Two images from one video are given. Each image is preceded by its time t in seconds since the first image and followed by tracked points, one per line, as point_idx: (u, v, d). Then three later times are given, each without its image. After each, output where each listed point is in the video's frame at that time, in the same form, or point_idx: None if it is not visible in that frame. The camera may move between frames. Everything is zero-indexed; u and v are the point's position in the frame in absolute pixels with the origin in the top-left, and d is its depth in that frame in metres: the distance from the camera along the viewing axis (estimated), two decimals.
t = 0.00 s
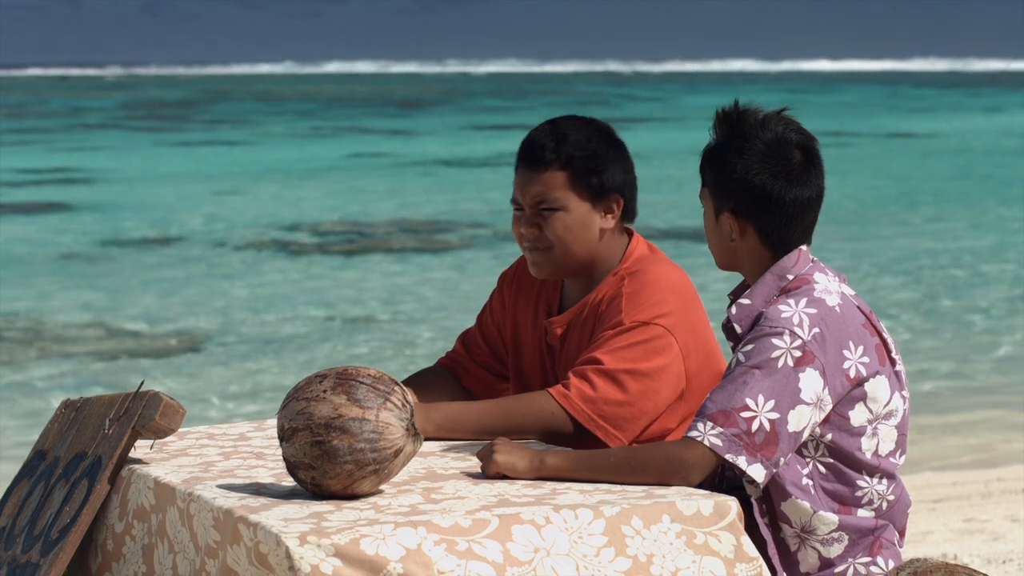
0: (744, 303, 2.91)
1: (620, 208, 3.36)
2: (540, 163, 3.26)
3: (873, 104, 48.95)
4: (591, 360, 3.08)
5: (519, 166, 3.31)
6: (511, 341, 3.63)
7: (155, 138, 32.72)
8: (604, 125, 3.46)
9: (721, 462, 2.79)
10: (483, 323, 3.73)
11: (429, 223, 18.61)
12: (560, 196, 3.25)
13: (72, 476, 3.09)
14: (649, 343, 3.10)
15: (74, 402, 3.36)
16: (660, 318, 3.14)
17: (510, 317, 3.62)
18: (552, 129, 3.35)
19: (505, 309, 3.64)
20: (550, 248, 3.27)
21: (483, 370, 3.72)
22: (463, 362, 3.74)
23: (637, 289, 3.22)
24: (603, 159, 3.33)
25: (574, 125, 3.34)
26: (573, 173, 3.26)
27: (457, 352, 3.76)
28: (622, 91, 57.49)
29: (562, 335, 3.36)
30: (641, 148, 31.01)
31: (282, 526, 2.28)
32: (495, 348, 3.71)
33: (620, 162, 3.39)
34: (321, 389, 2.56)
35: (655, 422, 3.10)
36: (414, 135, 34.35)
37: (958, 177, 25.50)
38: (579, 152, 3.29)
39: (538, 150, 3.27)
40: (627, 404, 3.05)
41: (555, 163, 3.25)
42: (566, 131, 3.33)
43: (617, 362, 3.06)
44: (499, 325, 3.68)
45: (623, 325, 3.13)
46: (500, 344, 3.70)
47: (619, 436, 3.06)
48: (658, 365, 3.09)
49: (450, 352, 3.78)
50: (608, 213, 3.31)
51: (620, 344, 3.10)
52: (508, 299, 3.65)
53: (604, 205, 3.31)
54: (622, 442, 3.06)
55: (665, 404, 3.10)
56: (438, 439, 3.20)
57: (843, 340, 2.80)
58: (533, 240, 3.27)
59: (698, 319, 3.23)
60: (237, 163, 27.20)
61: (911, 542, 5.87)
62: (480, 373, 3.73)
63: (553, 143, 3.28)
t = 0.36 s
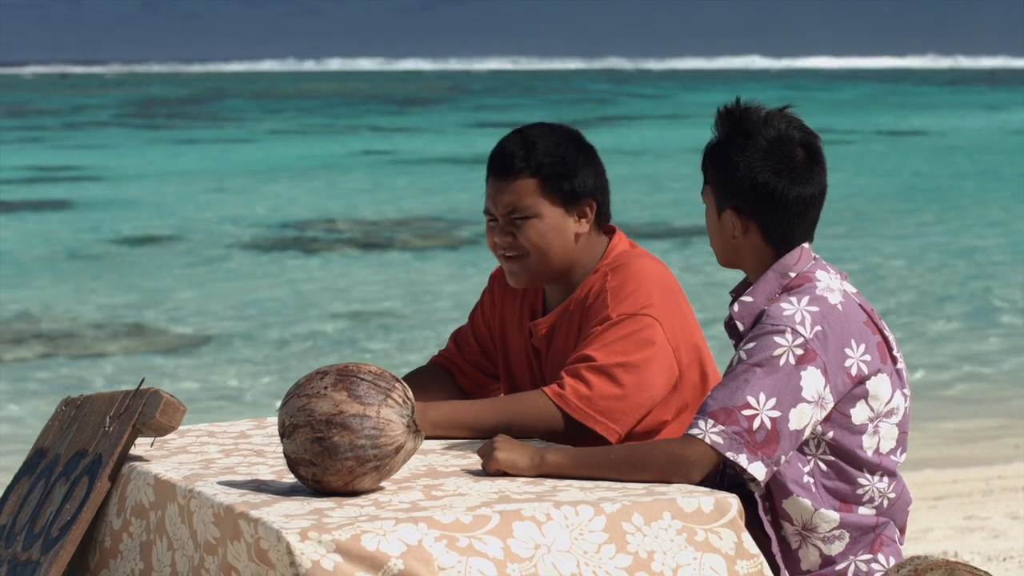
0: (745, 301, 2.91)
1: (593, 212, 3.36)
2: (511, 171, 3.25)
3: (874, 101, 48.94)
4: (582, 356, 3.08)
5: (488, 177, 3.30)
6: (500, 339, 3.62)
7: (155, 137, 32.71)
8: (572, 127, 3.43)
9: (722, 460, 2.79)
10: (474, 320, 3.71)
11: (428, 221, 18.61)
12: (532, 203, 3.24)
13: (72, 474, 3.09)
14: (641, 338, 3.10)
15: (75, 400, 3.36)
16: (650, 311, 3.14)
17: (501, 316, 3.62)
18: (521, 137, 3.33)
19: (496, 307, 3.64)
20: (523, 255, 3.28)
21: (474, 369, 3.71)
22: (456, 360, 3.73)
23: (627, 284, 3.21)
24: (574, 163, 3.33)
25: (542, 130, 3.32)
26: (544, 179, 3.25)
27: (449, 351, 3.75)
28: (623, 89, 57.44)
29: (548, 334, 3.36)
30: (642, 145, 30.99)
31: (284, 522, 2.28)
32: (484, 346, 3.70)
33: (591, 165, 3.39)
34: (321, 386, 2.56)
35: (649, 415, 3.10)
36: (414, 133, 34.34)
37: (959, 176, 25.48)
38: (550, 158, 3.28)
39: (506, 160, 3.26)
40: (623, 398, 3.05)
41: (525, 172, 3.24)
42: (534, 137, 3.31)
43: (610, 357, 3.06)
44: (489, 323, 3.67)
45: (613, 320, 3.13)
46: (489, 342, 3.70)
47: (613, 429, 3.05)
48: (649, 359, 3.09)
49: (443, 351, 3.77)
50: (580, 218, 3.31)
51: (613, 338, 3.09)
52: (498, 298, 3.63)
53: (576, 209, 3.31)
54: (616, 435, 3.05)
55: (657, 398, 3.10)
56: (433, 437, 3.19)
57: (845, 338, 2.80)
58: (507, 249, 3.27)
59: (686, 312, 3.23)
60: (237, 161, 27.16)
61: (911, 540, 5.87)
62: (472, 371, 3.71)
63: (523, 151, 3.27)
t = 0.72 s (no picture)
0: (746, 302, 2.91)
1: (632, 198, 3.38)
2: (564, 145, 3.25)
3: (875, 101, 48.94)
4: (593, 356, 3.08)
5: (535, 150, 3.29)
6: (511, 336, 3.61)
7: (156, 137, 32.72)
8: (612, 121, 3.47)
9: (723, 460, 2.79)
10: (485, 319, 3.72)
11: (428, 222, 18.61)
12: (587, 176, 3.25)
13: (72, 474, 3.09)
14: (652, 339, 3.09)
15: (75, 401, 3.36)
16: (663, 315, 3.13)
17: (511, 316, 3.61)
18: (570, 116, 3.35)
19: (507, 307, 3.64)
20: (574, 230, 3.26)
21: (485, 368, 3.72)
22: (465, 359, 3.74)
23: (639, 285, 3.20)
24: (622, 146, 3.36)
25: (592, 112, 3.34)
26: (599, 156, 3.27)
27: (458, 350, 3.76)
28: (623, 89, 57.41)
29: (561, 333, 3.34)
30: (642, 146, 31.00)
31: (283, 523, 2.28)
32: (495, 346, 3.71)
33: (634, 154, 3.42)
34: (321, 387, 2.56)
35: (656, 418, 3.09)
36: (414, 133, 34.33)
37: (960, 176, 25.47)
38: (601, 138, 3.30)
39: (561, 135, 3.26)
40: (630, 400, 3.05)
41: (580, 147, 3.25)
42: (585, 117, 3.33)
43: (618, 359, 3.06)
44: (501, 322, 3.68)
45: (625, 323, 3.12)
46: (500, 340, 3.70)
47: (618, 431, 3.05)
48: (660, 360, 3.08)
49: (452, 350, 3.78)
50: (624, 199, 3.32)
51: (623, 339, 3.09)
52: (509, 298, 3.63)
53: (622, 190, 3.33)
54: (623, 437, 3.05)
55: (666, 400, 3.09)
56: (439, 437, 3.20)
57: (845, 339, 2.80)
58: (557, 221, 3.25)
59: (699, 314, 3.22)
60: (237, 161, 27.17)
61: (911, 540, 5.86)
62: (481, 370, 3.72)
63: (576, 128, 3.28)
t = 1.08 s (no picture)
0: (744, 304, 2.93)
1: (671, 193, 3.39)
2: (619, 148, 3.21)
3: (874, 105, 48.94)
4: (604, 354, 3.07)
5: (581, 149, 3.25)
6: (529, 331, 3.60)
7: (155, 139, 32.70)
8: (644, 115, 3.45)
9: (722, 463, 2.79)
10: (504, 314, 3.72)
11: (427, 224, 18.61)
12: (642, 180, 3.23)
13: (72, 476, 3.09)
14: (664, 338, 3.07)
15: (74, 402, 3.36)
16: (676, 312, 3.10)
17: (530, 313, 3.61)
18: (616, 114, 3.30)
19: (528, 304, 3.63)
20: (631, 232, 3.25)
21: (500, 362, 3.72)
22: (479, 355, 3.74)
23: (653, 282, 3.18)
24: (665, 143, 3.34)
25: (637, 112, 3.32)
26: (651, 155, 3.25)
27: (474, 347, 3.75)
28: (622, 92, 57.36)
29: (582, 325, 3.34)
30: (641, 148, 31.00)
31: (282, 528, 2.28)
32: (513, 342, 3.71)
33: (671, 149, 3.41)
34: (321, 392, 2.55)
35: (667, 415, 3.08)
36: (413, 136, 34.32)
37: (959, 179, 25.49)
38: (651, 138, 3.27)
39: (613, 136, 3.22)
40: (641, 398, 3.04)
41: (633, 148, 3.22)
42: (632, 117, 3.29)
43: (630, 356, 3.05)
44: (521, 316, 3.68)
45: (639, 319, 3.10)
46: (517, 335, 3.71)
47: (629, 428, 3.05)
48: (674, 359, 3.06)
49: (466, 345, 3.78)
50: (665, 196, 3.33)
51: (635, 336, 3.07)
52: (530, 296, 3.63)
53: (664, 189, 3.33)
54: (633, 433, 3.05)
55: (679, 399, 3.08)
56: (447, 435, 3.21)
57: (844, 341, 2.79)
58: (614, 224, 3.24)
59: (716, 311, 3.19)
60: (236, 163, 27.21)
61: (911, 543, 5.86)
62: (496, 365, 3.72)
63: (627, 129, 3.24)
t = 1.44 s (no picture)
0: (742, 306, 2.91)
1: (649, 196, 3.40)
2: (596, 154, 3.22)
3: (874, 106, 48.97)
4: (594, 353, 3.07)
5: (558, 160, 3.26)
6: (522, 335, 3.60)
7: (155, 140, 32.71)
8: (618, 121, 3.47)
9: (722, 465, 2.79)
10: (495, 318, 3.71)
11: (427, 225, 18.62)
12: (622, 183, 3.23)
13: (72, 477, 3.08)
14: (654, 335, 3.08)
15: (74, 403, 3.36)
16: (664, 311, 3.12)
17: (522, 316, 3.61)
18: (587, 124, 3.32)
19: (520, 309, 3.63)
20: (616, 236, 3.24)
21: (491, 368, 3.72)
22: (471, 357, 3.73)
23: (642, 281, 3.19)
24: (639, 147, 3.36)
25: (608, 119, 3.34)
26: (629, 160, 3.26)
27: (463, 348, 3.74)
28: (622, 93, 57.39)
29: (572, 330, 3.36)
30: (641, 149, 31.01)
31: (282, 531, 2.28)
32: (505, 346, 3.71)
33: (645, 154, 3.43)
34: (320, 394, 2.55)
35: (658, 414, 3.08)
36: (414, 137, 34.35)
37: (959, 180, 25.50)
38: (625, 143, 3.29)
39: (588, 145, 3.23)
40: (631, 395, 3.03)
41: (610, 154, 3.24)
42: (603, 125, 3.32)
43: (620, 354, 3.05)
44: (513, 319, 3.67)
45: (628, 318, 3.11)
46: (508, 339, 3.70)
47: (620, 425, 3.04)
48: (663, 356, 3.07)
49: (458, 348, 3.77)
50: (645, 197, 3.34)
51: (625, 335, 3.08)
52: (521, 299, 3.63)
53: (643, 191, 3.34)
54: (623, 430, 3.03)
55: (669, 396, 3.08)
56: (438, 439, 3.20)
57: (842, 342, 2.79)
58: (598, 231, 3.23)
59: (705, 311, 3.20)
60: (236, 164, 27.21)
61: (911, 545, 5.85)
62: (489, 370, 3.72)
63: (602, 137, 3.26)
